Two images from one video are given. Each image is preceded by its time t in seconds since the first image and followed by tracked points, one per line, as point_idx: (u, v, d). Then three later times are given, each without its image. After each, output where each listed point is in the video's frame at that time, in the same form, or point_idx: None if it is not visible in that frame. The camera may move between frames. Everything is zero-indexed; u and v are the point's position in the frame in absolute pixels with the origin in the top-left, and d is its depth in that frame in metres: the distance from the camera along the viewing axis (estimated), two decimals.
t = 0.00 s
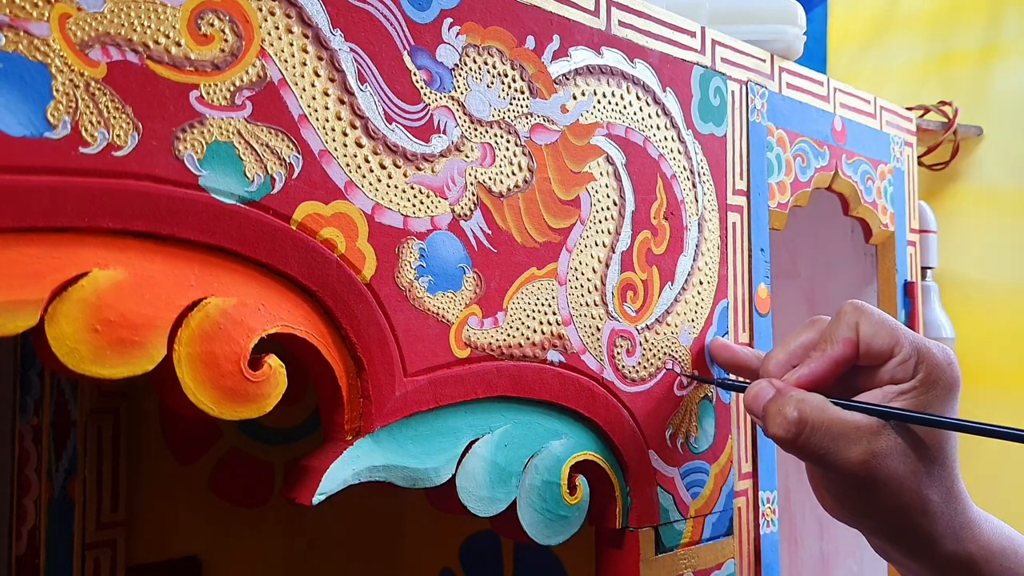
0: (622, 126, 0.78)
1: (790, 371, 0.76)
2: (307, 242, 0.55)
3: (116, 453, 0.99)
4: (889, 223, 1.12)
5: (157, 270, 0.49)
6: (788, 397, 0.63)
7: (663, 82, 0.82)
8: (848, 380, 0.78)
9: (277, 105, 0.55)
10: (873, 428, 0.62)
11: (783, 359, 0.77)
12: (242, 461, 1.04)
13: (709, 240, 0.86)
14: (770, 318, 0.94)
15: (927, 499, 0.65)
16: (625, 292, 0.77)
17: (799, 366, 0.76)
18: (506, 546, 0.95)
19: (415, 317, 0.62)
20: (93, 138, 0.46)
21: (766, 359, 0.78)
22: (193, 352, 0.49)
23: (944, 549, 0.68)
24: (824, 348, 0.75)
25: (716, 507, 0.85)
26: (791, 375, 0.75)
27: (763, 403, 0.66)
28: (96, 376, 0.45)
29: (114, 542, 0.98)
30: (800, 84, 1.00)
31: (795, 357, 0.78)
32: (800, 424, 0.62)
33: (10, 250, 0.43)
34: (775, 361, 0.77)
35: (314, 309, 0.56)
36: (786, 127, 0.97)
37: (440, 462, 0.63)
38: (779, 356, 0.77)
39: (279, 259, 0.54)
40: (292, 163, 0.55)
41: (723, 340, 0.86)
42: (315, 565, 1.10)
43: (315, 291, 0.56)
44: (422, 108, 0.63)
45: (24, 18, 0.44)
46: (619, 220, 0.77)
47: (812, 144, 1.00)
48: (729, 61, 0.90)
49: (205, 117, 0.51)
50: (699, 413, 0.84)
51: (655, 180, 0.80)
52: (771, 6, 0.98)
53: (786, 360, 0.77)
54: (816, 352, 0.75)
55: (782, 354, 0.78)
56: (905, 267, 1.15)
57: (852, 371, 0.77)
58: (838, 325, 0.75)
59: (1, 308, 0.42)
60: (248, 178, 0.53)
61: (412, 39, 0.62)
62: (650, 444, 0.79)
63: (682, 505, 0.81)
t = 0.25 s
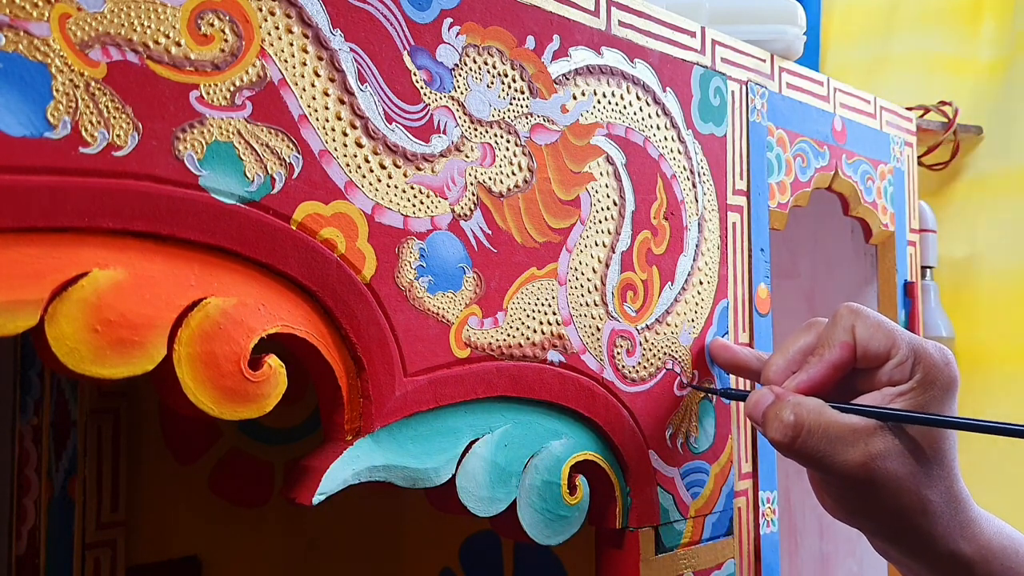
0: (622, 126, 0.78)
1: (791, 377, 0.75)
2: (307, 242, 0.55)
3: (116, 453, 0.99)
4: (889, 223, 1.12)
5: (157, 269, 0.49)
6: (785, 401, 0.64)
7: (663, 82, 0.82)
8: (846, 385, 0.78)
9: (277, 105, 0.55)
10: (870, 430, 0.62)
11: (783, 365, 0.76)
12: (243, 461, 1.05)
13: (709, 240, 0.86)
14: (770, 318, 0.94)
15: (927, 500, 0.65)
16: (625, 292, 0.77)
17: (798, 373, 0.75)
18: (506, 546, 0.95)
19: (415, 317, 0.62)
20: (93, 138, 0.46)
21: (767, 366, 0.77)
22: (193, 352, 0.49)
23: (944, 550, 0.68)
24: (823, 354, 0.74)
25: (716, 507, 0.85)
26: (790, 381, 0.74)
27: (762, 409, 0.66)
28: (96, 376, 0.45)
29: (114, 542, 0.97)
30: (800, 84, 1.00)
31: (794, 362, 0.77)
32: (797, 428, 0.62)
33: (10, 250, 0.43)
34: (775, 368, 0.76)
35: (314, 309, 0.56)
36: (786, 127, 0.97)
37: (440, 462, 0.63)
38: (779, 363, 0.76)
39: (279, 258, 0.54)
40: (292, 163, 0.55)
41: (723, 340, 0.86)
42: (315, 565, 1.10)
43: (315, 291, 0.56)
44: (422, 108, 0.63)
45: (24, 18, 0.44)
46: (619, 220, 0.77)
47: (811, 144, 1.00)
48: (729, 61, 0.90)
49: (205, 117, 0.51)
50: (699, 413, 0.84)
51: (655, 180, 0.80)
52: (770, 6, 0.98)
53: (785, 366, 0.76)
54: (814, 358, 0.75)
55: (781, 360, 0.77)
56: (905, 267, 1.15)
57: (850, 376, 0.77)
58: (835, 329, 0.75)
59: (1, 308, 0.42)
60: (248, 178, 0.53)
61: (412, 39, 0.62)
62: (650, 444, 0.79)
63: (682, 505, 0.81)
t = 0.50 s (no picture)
0: (622, 126, 0.78)
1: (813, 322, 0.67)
2: (307, 242, 0.55)
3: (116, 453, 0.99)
4: (889, 223, 1.12)
5: (157, 269, 0.49)
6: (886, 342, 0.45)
7: (663, 82, 0.82)
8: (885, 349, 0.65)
9: (277, 105, 0.55)
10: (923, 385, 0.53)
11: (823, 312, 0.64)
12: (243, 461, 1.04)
13: (709, 240, 0.86)
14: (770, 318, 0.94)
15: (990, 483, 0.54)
16: (625, 292, 0.77)
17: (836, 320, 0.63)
18: (506, 546, 0.95)
19: (415, 317, 0.62)
20: (93, 138, 0.47)
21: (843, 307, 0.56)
22: (193, 352, 0.49)
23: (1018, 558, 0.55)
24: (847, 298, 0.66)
25: (716, 508, 0.85)
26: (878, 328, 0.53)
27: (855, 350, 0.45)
28: (96, 376, 0.45)
29: (114, 542, 0.97)
30: (800, 84, 1.00)
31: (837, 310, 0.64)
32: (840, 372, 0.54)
33: (10, 250, 0.43)
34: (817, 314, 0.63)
35: (314, 309, 0.56)
36: (786, 127, 0.97)
37: (440, 462, 0.63)
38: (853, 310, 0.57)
39: (279, 258, 0.54)
40: (292, 163, 0.55)
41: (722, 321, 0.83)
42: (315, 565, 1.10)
43: (315, 291, 0.56)
44: (422, 108, 0.63)
45: (24, 18, 0.44)
46: (619, 220, 0.77)
47: (812, 144, 1.00)
48: (729, 61, 0.90)
49: (205, 117, 0.51)
50: (699, 413, 0.84)
51: (655, 180, 0.80)
52: (770, 5, 0.98)
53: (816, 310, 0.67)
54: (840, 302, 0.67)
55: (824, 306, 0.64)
56: (905, 267, 1.15)
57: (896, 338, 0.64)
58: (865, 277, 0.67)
59: (1, 308, 0.42)
60: (248, 178, 0.53)
61: (412, 39, 0.62)
62: (650, 444, 0.79)
63: (682, 505, 0.81)
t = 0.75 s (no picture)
0: (622, 126, 0.78)
1: (806, 303, 0.79)
2: (307, 242, 0.55)
3: (116, 453, 0.99)
4: (889, 223, 1.12)
5: (157, 270, 0.49)
6: (818, 335, 0.64)
7: (663, 82, 0.82)
8: (864, 310, 0.79)
9: (277, 105, 0.55)
10: (901, 355, 0.63)
11: (797, 294, 0.80)
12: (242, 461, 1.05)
13: (709, 240, 0.86)
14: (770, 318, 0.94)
15: (964, 421, 0.65)
16: (625, 292, 0.77)
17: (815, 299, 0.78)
18: (506, 545, 0.95)
19: (415, 317, 0.62)
20: (93, 138, 0.46)
21: (780, 296, 0.81)
22: (193, 352, 0.49)
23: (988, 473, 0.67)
24: (836, 274, 0.76)
25: (716, 508, 0.85)
26: (805, 307, 0.78)
27: (791, 344, 0.67)
28: (96, 376, 0.45)
29: (114, 542, 0.97)
30: (800, 84, 1.00)
31: (807, 290, 0.81)
32: (835, 360, 0.63)
33: (9, 250, 0.43)
34: (790, 298, 0.80)
35: (314, 309, 0.56)
36: (786, 127, 0.97)
37: (440, 462, 0.63)
38: (791, 293, 0.80)
39: (279, 258, 0.54)
40: (292, 163, 0.55)
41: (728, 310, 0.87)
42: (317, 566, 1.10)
43: (315, 291, 0.56)
44: (422, 108, 0.63)
45: (24, 18, 0.44)
46: (619, 220, 0.77)
47: (812, 144, 1.00)
48: (729, 61, 0.90)
49: (205, 117, 0.51)
50: (699, 413, 0.84)
51: (655, 180, 0.80)
52: (770, 6, 0.98)
53: (799, 295, 0.80)
54: (830, 278, 0.77)
55: (795, 290, 0.81)
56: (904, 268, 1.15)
57: (866, 298, 0.78)
58: (850, 250, 0.76)
59: (1, 308, 0.42)
60: (249, 178, 0.53)
61: (412, 39, 0.62)
62: (650, 444, 0.79)
63: (682, 505, 0.81)
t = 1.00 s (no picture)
0: (622, 126, 0.78)
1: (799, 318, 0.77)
2: (307, 242, 0.55)
3: (116, 453, 0.99)
4: (889, 223, 1.12)
5: (157, 269, 0.49)
6: (807, 346, 0.64)
7: (663, 82, 0.82)
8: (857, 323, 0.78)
9: (277, 105, 0.55)
10: (893, 365, 0.62)
11: (791, 308, 0.78)
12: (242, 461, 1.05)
13: (709, 240, 0.86)
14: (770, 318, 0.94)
15: (957, 428, 0.65)
16: (625, 292, 0.77)
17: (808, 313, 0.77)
18: (506, 545, 0.95)
19: (415, 317, 0.62)
20: (93, 138, 0.46)
21: (774, 310, 0.79)
22: (193, 352, 0.49)
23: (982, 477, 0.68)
24: (829, 293, 0.76)
25: (716, 508, 0.85)
26: (798, 322, 0.77)
27: (780, 356, 0.66)
28: (96, 376, 0.45)
29: (114, 542, 0.97)
30: (800, 84, 1.00)
31: (802, 304, 0.79)
32: (824, 372, 0.62)
33: (9, 250, 0.43)
34: (784, 312, 0.78)
35: (314, 309, 0.56)
36: (786, 127, 0.97)
37: (440, 462, 0.63)
38: (786, 307, 0.79)
39: (279, 258, 0.54)
40: (292, 163, 0.55)
41: (728, 310, 0.87)
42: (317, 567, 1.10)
43: (315, 291, 0.56)
44: (422, 108, 0.63)
45: (24, 18, 0.44)
46: (619, 220, 0.77)
47: (812, 144, 1.00)
48: (729, 61, 0.90)
49: (205, 117, 0.51)
50: (699, 414, 0.84)
51: (655, 180, 0.80)
52: (770, 6, 0.98)
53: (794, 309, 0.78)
54: (823, 297, 0.76)
55: (789, 303, 0.79)
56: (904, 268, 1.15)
57: (861, 313, 0.78)
58: (843, 268, 0.75)
59: (1, 308, 0.42)
60: (249, 178, 0.53)
61: (412, 40, 0.62)
62: (650, 444, 0.79)
63: (682, 505, 0.81)
